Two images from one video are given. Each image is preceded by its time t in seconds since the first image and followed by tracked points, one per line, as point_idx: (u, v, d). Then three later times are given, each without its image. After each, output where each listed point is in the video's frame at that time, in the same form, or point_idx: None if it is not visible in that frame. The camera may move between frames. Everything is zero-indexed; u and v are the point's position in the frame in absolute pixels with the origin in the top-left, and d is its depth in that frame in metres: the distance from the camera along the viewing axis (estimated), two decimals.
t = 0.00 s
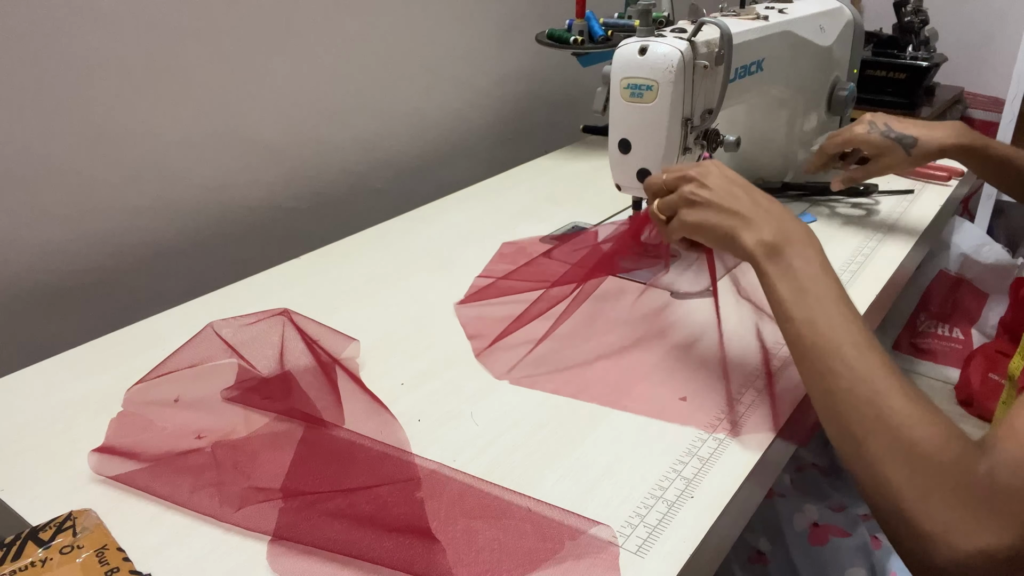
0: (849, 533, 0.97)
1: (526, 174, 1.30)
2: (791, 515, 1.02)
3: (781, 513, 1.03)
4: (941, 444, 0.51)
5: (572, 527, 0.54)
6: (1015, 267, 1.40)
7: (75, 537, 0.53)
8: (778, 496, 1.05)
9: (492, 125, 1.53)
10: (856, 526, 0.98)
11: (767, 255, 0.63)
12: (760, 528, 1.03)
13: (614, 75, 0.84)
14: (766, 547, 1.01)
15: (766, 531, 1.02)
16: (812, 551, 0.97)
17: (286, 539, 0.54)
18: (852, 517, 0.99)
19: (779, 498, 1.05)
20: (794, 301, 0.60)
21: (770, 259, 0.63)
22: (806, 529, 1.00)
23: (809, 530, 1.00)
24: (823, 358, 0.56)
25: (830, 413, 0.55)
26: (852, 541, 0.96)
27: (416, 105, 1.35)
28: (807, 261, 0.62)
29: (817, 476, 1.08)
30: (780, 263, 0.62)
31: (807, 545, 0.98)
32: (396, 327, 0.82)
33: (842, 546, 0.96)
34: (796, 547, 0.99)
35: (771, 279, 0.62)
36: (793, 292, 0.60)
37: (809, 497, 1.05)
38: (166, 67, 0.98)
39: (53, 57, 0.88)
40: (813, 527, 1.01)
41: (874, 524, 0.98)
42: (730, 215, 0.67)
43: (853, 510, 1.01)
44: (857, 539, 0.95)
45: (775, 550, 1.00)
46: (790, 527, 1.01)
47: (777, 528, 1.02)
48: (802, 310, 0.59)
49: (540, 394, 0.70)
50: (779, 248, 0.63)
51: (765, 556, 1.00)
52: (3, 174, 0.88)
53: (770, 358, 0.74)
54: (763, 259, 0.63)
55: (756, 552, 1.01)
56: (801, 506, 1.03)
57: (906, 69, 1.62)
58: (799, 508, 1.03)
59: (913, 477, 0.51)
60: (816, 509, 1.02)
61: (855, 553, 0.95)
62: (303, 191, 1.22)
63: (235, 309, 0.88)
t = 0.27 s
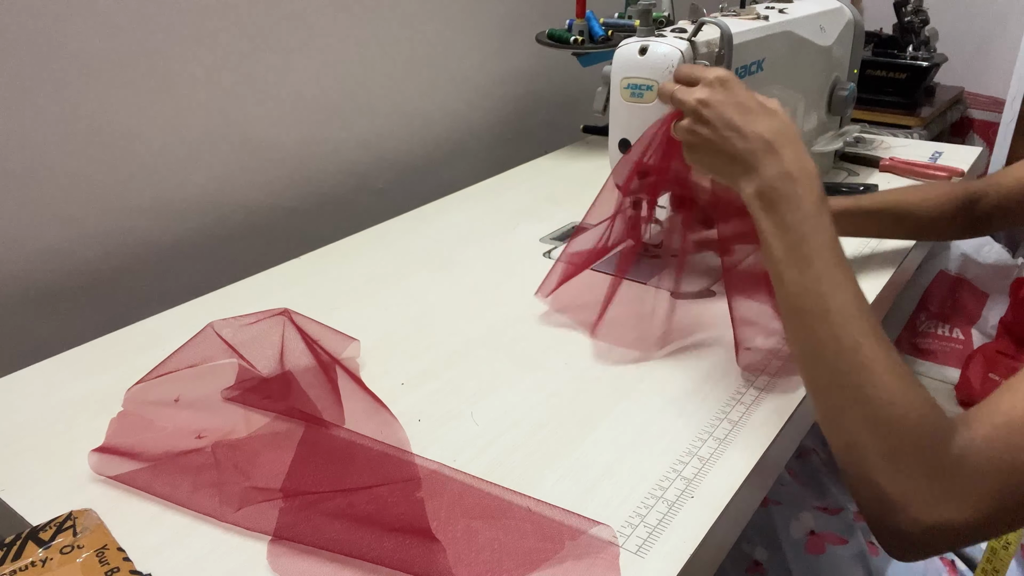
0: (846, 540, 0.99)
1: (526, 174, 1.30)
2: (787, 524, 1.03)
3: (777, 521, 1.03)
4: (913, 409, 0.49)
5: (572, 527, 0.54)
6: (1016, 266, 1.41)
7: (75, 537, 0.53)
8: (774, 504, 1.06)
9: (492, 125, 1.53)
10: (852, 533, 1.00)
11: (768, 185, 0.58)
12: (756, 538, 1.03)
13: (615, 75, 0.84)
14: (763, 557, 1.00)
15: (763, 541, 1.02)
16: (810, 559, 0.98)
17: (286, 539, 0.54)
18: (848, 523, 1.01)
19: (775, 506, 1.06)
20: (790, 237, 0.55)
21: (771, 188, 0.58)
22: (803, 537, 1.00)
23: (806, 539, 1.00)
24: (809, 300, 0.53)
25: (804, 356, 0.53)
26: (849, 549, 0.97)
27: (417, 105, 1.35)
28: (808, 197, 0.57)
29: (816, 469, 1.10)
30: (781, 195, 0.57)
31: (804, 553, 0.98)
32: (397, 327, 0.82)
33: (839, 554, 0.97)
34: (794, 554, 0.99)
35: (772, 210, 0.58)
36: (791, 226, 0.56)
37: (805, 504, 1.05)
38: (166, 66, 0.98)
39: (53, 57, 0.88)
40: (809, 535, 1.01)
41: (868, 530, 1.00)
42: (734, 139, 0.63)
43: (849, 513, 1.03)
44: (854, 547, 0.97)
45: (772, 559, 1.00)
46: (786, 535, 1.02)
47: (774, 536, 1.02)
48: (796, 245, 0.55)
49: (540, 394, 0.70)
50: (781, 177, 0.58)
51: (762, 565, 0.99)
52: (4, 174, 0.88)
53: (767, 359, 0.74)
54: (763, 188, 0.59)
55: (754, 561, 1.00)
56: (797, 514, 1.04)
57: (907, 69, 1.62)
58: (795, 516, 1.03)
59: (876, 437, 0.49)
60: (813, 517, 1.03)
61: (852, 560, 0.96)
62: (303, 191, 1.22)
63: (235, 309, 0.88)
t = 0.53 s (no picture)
0: (842, 547, 0.92)
1: (526, 174, 1.30)
2: (783, 530, 0.96)
3: (773, 527, 0.97)
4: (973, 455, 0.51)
5: (572, 527, 0.54)
6: (1016, 266, 1.36)
7: (75, 537, 0.53)
8: (770, 510, 0.99)
9: (491, 125, 1.53)
10: (848, 538, 0.93)
11: (802, 278, 0.46)
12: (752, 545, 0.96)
13: (615, 75, 0.84)
14: (760, 565, 0.93)
15: (758, 548, 0.95)
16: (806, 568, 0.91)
17: (286, 539, 0.54)
18: (845, 529, 0.95)
19: (771, 513, 0.99)
20: (847, 317, 0.46)
21: (812, 280, 0.46)
22: (799, 544, 0.94)
23: (803, 546, 0.94)
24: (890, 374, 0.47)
25: (875, 404, 0.51)
26: (846, 556, 0.91)
27: (416, 105, 1.35)
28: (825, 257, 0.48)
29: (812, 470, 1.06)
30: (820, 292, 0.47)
31: (800, 561, 0.92)
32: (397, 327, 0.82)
33: (836, 562, 0.91)
34: (789, 563, 0.92)
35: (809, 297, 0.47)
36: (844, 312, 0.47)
37: (801, 510, 0.99)
38: (166, 67, 0.98)
39: (53, 57, 0.88)
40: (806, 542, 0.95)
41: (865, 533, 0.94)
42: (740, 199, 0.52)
43: (846, 519, 0.97)
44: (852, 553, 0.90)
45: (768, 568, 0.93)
46: (782, 543, 0.95)
47: (768, 542, 0.96)
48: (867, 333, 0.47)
49: (540, 394, 0.70)
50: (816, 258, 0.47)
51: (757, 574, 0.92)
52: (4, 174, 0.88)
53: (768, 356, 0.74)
54: (793, 288, 0.47)
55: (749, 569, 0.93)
56: (793, 521, 0.97)
57: (906, 69, 1.62)
58: (791, 523, 0.97)
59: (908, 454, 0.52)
60: (809, 523, 0.97)
61: (850, 568, 0.90)
62: (302, 192, 1.22)
63: (235, 309, 0.87)
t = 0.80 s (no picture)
0: (839, 558, 0.92)
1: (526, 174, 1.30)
2: (780, 544, 0.93)
3: (769, 541, 0.94)
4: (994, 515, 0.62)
5: (572, 527, 0.54)
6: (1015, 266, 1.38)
7: (75, 537, 0.53)
8: (764, 522, 0.96)
9: (492, 125, 1.53)
10: (845, 547, 0.93)
11: (850, 468, 0.57)
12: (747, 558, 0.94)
13: (614, 75, 0.84)
14: None
15: (755, 563, 0.93)
16: None
17: (286, 539, 0.54)
18: (842, 538, 0.94)
19: (766, 525, 0.95)
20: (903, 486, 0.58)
21: (865, 467, 0.57)
22: (797, 557, 0.92)
23: (800, 558, 0.92)
24: (929, 494, 0.58)
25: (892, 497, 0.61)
26: (844, 566, 0.91)
27: (417, 105, 1.35)
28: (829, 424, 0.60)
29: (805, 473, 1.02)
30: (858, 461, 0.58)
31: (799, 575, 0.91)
32: (398, 327, 0.82)
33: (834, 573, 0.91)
34: None
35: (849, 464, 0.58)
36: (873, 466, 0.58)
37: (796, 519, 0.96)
38: (166, 66, 0.98)
39: (54, 57, 0.88)
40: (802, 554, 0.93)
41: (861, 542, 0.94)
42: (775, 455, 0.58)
43: (842, 528, 0.96)
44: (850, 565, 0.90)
45: None
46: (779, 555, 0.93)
47: (765, 557, 0.93)
48: (911, 481, 0.58)
49: (540, 395, 0.70)
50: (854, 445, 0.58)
51: None
52: (4, 174, 0.88)
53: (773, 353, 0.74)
54: (841, 484, 0.57)
55: None
56: (789, 532, 0.95)
57: (907, 69, 1.62)
58: (788, 535, 0.94)
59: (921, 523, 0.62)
60: (805, 534, 0.95)
61: None
62: (302, 191, 1.22)
63: (235, 309, 0.88)
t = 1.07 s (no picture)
0: (836, 564, 0.92)
1: (526, 174, 1.30)
2: (777, 550, 0.95)
3: (766, 545, 0.96)
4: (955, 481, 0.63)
5: (572, 527, 0.54)
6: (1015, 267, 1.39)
7: (75, 537, 0.53)
8: (763, 528, 0.98)
9: (492, 125, 1.53)
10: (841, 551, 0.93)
11: (817, 420, 0.60)
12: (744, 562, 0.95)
13: (614, 75, 0.84)
14: None
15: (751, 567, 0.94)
16: None
17: (287, 539, 0.54)
18: (839, 544, 0.95)
19: (764, 531, 0.97)
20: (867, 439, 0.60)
21: (830, 419, 0.60)
22: (793, 564, 0.93)
23: (796, 565, 0.93)
24: (889, 450, 0.61)
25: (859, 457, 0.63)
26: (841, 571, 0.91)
27: (417, 105, 1.35)
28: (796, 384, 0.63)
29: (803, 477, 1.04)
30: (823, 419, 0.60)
31: None
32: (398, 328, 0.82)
33: None
34: None
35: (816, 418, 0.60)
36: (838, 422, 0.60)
37: (794, 525, 0.98)
38: (166, 67, 0.98)
39: (53, 57, 0.88)
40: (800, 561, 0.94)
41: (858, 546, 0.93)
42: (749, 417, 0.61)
43: (839, 532, 0.97)
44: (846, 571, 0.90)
45: None
46: (775, 560, 0.94)
47: (761, 561, 0.94)
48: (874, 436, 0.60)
49: (540, 394, 0.70)
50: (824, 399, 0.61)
51: None
52: (4, 174, 0.88)
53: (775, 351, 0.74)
54: (806, 432, 0.60)
55: None
56: (787, 539, 0.96)
57: (906, 69, 1.62)
58: (785, 541, 0.96)
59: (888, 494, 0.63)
60: (803, 540, 0.96)
61: None
62: (302, 191, 1.22)
63: (235, 309, 0.87)
